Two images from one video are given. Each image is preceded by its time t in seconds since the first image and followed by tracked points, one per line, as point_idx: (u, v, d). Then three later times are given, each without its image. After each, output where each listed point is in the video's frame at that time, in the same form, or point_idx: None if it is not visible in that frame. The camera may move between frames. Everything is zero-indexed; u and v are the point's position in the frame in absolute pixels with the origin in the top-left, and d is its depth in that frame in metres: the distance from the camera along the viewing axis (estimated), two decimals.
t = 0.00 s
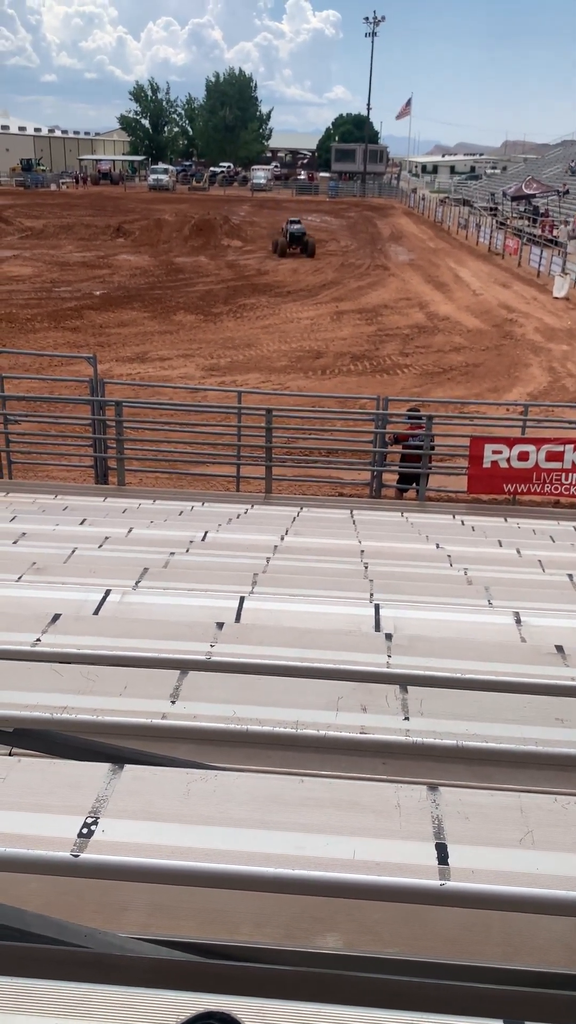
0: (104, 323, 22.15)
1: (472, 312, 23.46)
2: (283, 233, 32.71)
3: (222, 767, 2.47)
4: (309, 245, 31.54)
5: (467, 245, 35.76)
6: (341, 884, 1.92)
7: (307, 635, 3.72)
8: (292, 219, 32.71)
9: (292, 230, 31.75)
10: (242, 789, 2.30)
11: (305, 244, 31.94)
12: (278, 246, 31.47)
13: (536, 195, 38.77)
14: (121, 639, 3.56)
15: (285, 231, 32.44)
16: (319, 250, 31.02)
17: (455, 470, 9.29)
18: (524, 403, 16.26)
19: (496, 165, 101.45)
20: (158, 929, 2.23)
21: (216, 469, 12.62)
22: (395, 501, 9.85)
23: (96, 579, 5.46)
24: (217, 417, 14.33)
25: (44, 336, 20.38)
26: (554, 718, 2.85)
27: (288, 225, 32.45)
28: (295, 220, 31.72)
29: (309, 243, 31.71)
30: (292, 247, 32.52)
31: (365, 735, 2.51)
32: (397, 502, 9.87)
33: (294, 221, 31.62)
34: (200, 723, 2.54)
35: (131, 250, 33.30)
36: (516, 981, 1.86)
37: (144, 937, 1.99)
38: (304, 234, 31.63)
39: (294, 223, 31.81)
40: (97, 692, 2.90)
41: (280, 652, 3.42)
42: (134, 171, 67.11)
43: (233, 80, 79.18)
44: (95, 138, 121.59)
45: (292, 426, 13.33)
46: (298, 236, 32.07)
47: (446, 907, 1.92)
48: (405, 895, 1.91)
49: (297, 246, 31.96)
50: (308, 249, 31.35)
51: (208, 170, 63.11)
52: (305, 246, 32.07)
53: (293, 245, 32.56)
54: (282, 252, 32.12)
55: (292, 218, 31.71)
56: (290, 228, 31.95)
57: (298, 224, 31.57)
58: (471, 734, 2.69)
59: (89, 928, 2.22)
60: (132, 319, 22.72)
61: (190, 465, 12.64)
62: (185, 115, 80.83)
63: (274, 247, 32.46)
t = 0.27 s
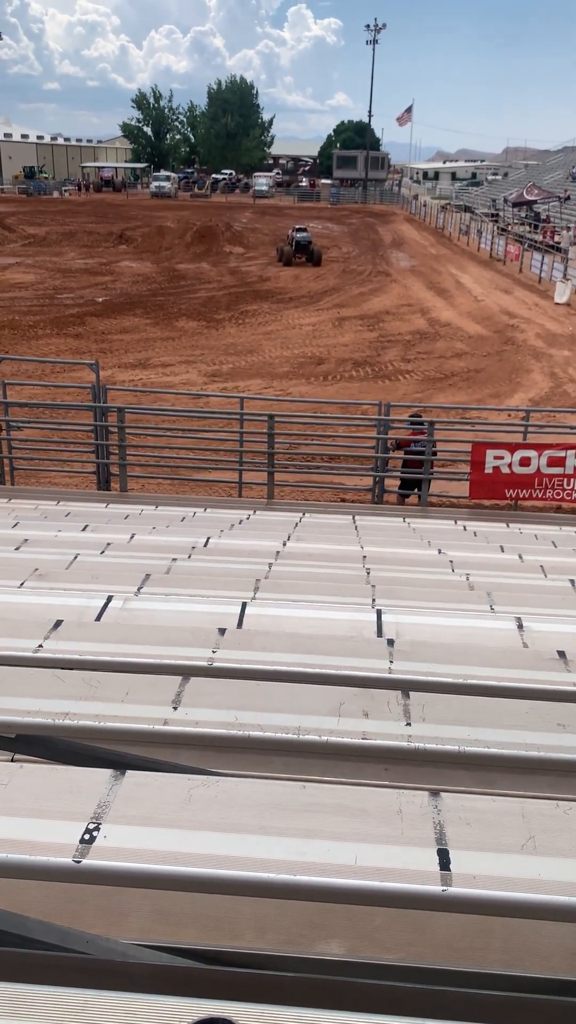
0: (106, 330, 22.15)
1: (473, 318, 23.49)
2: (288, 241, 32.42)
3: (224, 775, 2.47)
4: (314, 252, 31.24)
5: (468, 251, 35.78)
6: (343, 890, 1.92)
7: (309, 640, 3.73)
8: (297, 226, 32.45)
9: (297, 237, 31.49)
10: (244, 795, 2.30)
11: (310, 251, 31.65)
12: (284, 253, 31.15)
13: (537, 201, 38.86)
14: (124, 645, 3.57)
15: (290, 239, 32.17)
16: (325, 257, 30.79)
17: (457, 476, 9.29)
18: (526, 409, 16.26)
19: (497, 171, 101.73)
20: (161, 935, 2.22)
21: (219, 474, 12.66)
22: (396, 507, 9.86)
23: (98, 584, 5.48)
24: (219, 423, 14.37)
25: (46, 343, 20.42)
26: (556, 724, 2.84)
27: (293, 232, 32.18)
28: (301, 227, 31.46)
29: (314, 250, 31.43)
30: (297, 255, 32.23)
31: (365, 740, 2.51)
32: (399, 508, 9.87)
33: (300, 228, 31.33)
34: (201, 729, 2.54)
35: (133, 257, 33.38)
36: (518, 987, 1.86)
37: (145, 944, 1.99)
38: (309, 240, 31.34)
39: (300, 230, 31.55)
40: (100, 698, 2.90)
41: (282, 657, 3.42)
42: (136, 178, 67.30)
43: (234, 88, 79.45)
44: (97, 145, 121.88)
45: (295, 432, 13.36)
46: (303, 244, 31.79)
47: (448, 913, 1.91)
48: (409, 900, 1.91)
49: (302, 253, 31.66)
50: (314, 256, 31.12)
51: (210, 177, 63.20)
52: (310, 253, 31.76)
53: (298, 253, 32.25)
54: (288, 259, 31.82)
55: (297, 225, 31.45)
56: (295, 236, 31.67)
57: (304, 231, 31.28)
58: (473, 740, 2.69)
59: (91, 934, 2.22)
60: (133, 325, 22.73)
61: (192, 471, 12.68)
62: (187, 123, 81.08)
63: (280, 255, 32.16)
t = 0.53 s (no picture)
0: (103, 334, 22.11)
1: (470, 322, 23.54)
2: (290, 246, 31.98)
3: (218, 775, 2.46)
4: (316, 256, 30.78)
5: (466, 255, 35.84)
6: (340, 894, 1.92)
7: (307, 643, 3.73)
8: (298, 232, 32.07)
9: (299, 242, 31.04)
10: (241, 799, 2.30)
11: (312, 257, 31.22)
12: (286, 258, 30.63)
13: (534, 205, 38.93)
14: (121, 648, 3.56)
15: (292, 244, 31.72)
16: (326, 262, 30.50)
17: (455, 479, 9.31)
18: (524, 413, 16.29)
19: (494, 176, 101.85)
20: (156, 940, 2.22)
21: (216, 478, 12.66)
22: (394, 510, 9.86)
23: (96, 587, 5.48)
24: (216, 427, 14.39)
25: (44, 346, 20.40)
26: (553, 728, 2.83)
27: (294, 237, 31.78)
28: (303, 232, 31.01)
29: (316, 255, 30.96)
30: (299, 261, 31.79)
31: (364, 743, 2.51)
32: (396, 511, 9.88)
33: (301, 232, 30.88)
34: (199, 732, 2.54)
35: (131, 260, 33.39)
36: (515, 990, 1.86)
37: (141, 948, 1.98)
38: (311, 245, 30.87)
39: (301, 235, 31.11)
40: (98, 700, 2.89)
41: (279, 660, 3.42)
42: (134, 182, 67.32)
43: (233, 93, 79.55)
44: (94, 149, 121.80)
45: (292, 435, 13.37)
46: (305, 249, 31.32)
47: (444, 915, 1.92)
48: (405, 904, 1.90)
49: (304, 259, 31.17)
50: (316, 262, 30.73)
51: (208, 181, 63.26)
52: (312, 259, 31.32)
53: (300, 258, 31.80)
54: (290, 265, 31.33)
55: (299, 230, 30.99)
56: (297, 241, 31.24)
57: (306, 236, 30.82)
58: (471, 743, 2.69)
59: (86, 939, 2.21)
60: (131, 328, 22.74)
61: (190, 474, 12.68)
62: (185, 127, 81.14)
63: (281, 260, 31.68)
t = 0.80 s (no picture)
0: (99, 334, 22.10)
1: (466, 323, 23.56)
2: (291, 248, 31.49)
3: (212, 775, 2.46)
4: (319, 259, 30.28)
5: (462, 255, 35.90)
6: (334, 894, 1.91)
7: (302, 643, 3.73)
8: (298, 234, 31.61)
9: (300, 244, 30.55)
10: (236, 798, 2.30)
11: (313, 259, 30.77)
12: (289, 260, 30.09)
13: (530, 205, 38.96)
14: (116, 649, 3.56)
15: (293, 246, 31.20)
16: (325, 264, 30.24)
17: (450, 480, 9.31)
18: (520, 413, 16.30)
19: (490, 178, 101.86)
20: (151, 940, 2.22)
21: (212, 478, 12.67)
22: (390, 510, 9.87)
23: (90, 587, 5.47)
24: (212, 427, 14.40)
25: (39, 347, 20.36)
26: (547, 728, 2.84)
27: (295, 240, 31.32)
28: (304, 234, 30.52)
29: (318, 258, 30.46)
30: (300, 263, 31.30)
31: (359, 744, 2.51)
32: (392, 512, 9.88)
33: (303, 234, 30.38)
34: (194, 733, 2.54)
35: (127, 261, 33.35)
36: (509, 990, 1.85)
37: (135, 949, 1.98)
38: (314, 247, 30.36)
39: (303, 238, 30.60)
40: (92, 700, 2.89)
41: (274, 661, 3.42)
42: (130, 183, 67.28)
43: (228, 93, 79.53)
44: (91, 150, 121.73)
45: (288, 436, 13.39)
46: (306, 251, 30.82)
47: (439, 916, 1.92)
48: (400, 904, 1.90)
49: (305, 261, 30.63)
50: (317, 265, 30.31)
51: (205, 181, 63.22)
52: (314, 261, 30.85)
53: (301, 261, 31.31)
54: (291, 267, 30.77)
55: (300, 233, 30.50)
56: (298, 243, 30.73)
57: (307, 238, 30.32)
58: (467, 743, 2.69)
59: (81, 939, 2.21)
60: (127, 328, 22.73)
61: (186, 474, 12.70)
62: (181, 128, 81.11)
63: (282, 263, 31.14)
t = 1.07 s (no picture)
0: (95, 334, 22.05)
1: (462, 322, 23.57)
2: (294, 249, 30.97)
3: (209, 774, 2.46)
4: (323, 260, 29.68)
5: (457, 254, 35.90)
6: (330, 892, 1.91)
7: (299, 643, 3.73)
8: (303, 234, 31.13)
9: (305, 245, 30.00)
10: (233, 797, 2.30)
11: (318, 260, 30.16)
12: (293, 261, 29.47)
13: (525, 204, 38.97)
14: (113, 648, 3.56)
15: (297, 247, 30.68)
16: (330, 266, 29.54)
17: (446, 478, 9.33)
18: (516, 412, 16.31)
19: (485, 177, 101.81)
20: (149, 939, 2.22)
21: (209, 478, 12.68)
22: (386, 509, 9.88)
23: (87, 587, 5.46)
24: (209, 427, 14.41)
25: (35, 346, 20.32)
26: (544, 726, 2.84)
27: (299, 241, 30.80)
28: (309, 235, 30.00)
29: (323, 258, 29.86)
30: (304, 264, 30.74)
31: (355, 743, 2.51)
32: (388, 511, 9.89)
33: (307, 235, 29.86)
34: (191, 733, 2.53)
35: (122, 260, 33.29)
36: (504, 986, 1.86)
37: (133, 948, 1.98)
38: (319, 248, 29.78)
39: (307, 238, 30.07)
40: (88, 700, 2.88)
41: (272, 659, 3.42)
42: (125, 182, 67.13)
43: (224, 93, 79.39)
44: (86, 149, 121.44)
45: (284, 435, 13.41)
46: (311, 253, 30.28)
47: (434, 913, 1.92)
48: (397, 902, 1.90)
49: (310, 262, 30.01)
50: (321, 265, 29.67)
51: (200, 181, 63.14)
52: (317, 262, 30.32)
53: (305, 263, 30.75)
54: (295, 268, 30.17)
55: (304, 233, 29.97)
56: (303, 244, 30.20)
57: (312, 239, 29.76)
58: (464, 742, 2.69)
59: (79, 938, 2.21)
60: (123, 328, 22.70)
61: (182, 475, 12.69)
62: (176, 127, 81.01)
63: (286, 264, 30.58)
